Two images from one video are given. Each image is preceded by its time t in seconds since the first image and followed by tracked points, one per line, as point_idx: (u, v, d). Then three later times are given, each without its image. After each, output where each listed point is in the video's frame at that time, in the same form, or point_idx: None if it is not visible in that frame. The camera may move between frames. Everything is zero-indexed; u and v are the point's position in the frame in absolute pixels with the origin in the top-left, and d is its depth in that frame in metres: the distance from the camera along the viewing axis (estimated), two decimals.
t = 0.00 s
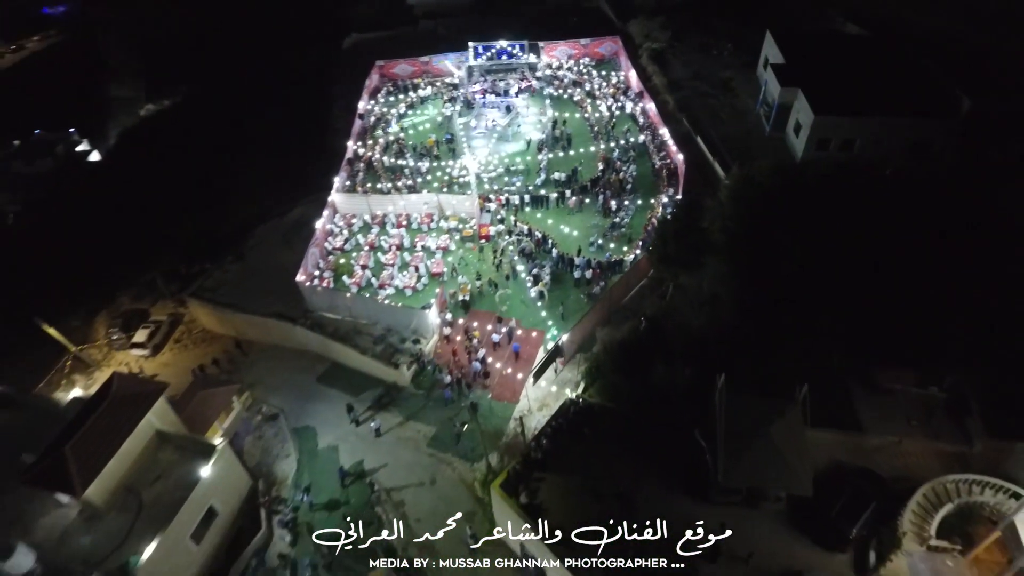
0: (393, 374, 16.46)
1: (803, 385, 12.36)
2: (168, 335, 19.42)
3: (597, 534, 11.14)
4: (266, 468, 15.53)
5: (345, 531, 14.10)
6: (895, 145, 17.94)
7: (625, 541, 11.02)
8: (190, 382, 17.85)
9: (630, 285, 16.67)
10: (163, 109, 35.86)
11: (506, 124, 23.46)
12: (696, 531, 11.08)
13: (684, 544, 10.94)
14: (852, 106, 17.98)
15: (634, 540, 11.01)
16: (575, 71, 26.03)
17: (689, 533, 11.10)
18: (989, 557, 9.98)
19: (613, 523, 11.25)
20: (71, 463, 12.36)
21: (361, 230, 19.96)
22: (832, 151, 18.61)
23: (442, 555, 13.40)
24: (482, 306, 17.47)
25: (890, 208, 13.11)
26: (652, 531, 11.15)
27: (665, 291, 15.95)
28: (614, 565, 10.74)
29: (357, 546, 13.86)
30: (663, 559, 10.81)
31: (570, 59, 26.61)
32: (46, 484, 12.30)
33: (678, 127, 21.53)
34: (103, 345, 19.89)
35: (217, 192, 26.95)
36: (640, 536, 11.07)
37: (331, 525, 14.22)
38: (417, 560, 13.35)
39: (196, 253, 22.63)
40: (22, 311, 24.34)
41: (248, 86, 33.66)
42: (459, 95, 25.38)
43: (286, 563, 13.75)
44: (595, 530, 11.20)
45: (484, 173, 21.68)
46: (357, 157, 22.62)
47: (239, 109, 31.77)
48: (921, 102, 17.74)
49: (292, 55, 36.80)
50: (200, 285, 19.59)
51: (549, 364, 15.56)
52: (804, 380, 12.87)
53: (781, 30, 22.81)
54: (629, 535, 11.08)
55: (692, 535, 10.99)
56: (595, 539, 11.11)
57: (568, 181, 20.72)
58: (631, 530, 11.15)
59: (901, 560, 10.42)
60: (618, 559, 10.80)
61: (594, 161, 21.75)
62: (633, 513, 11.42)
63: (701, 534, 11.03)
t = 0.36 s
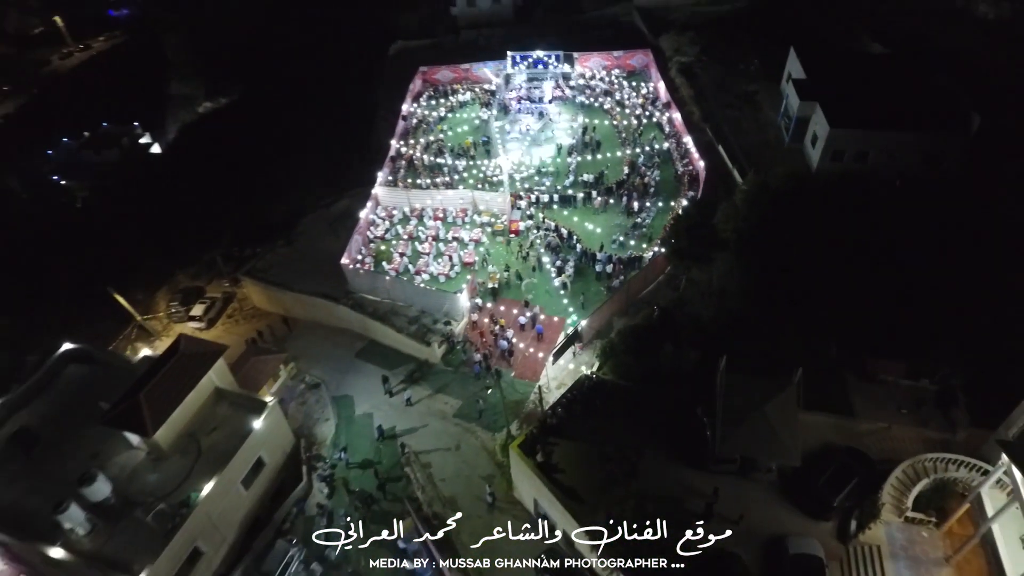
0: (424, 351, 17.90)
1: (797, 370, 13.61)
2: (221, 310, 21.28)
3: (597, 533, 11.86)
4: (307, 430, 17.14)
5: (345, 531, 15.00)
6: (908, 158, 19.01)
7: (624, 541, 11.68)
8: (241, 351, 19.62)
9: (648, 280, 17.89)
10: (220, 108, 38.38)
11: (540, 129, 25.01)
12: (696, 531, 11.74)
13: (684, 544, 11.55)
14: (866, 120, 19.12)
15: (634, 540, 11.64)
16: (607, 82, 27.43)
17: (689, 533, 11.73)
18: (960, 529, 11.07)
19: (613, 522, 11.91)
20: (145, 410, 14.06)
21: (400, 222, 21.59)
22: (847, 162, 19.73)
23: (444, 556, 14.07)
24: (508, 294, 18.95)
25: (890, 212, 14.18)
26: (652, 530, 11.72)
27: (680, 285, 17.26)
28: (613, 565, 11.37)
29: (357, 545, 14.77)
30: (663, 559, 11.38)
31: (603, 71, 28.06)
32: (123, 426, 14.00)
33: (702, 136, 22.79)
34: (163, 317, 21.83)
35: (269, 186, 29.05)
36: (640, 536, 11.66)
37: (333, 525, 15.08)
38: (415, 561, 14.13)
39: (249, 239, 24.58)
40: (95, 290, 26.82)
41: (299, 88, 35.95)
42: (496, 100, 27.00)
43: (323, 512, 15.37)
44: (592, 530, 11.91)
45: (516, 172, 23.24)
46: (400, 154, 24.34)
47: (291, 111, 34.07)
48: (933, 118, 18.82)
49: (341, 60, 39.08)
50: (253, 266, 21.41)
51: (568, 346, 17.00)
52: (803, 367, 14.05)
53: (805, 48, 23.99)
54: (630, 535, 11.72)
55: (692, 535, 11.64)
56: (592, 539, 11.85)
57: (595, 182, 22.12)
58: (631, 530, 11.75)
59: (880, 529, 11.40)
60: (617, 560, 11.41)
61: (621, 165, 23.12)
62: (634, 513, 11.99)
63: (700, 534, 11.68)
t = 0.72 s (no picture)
0: (451, 352, 19.23)
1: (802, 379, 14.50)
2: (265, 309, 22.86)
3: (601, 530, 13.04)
4: (341, 420, 18.48)
5: (345, 531, 16.07)
6: (918, 187, 19.93)
7: (625, 541, 12.55)
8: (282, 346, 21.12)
9: (663, 293, 19.04)
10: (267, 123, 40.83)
11: (567, 149, 26.45)
12: (696, 533, 12.54)
13: (684, 545, 12.38)
14: (879, 150, 20.10)
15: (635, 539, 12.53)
16: (634, 107, 28.75)
17: (689, 534, 12.53)
18: (946, 528, 11.80)
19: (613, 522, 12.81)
20: (199, 391, 15.34)
21: (433, 232, 23.04)
22: (859, 189, 20.75)
23: (443, 557, 15.16)
24: (532, 302, 20.22)
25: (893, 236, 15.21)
26: (652, 531, 12.55)
27: (694, 298, 18.31)
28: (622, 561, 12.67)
29: (356, 546, 15.88)
30: (663, 559, 12.25)
31: (630, 96, 29.27)
32: (179, 405, 15.32)
33: (721, 160, 23.92)
34: (210, 313, 23.35)
35: (310, 197, 30.90)
36: (641, 537, 12.52)
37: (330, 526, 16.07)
38: (416, 561, 15.37)
39: (291, 246, 26.32)
40: (149, 290, 29.00)
41: (341, 107, 38.13)
42: (526, 122, 28.56)
43: (353, 495, 16.76)
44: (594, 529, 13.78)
45: (543, 190, 24.61)
46: (434, 170, 25.90)
47: (334, 129, 36.17)
48: (943, 150, 19.77)
49: (381, 81, 41.29)
50: (295, 269, 22.96)
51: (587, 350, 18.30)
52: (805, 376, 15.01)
53: (825, 79, 25.07)
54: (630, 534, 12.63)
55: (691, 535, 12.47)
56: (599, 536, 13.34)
57: (618, 200, 23.38)
58: (632, 531, 12.63)
59: (871, 527, 12.20)
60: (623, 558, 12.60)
61: (643, 185, 24.35)
62: (635, 514, 12.81)
63: (700, 536, 12.49)
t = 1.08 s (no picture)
0: (471, 363, 20.33)
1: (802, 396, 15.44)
2: (295, 319, 24.15)
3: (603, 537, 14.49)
4: (366, 425, 19.61)
5: (345, 531, 17.13)
6: (925, 217, 20.74)
7: (625, 540, 13.44)
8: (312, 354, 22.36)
9: (673, 312, 19.95)
10: (300, 143, 42.87)
11: (586, 174, 27.68)
12: (696, 532, 13.49)
13: (684, 545, 13.28)
14: (885, 181, 21.00)
15: (635, 539, 13.42)
16: (651, 134, 29.92)
17: (689, 533, 13.48)
18: (935, 539, 12.52)
19: (613, 523, 13.67)
20: (238, 392, 16.40)
21: (457, 250, 24.26)
22: (865, 218, 21.64)
23: (443, 557, 16.34)
24: (549, 318, 21.26)
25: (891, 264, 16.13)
26: (652, 530, 13.49)
27: (703, 318, 19.26)
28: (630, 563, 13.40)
29: (356, 545, 16.87)
30: (664, 559, 13.10)
31: (648, 124, 30.47)
32: (220, 404, 16.43)
33: (734, 187, 25.01)
34: (245, 322, 24.70)
35: (340, 214, 32.48)
36: (640, 536, 13.43)
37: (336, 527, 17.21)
38: (415, 561, 16.35)
39: (321, 260, 27.78)
40: (186, 299, 30.61)
41: (372, 130, 40.01)
42: (547, 147, 29.87)
43: (376, 495, 17.82)
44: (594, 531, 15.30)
45: (562, 212, 25.76)
46: (459, 191, 27.25)
47: (364, 150, 37.95)
48: (948, 183, 20.63)
49: (410, 105, 43.21)
50: (326, 282, 24.28)
51: (599, 364, 19.47)
52: (806, 394, 15.87)
53: (836, 111, 26.06)
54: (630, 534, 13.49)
55: (691, 535, 13.40)
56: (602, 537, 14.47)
57: (633, 224, 24.51)
58: (632, 531, 13.51)
59: (864, 535, 13.00)
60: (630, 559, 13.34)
61: (658, 209, 25.44)
62: (636, 515, 13.75)
63: (700, 534, 13.43)
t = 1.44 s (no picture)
0: (485, 382, 21.26)
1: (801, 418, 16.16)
2: (318, 336, 25.25)
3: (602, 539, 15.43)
4: (384, 438, 20.51)
5: (345, 532, 17.83)
6: (923, 247, 21.51)
7: (625, 541, 14.53)
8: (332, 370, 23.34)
9: (679, 335, 20.57)
10: (323, 166, 44.46)
11: (598, 200, 28.74)
12: (697, 532, 14.54)
13: (684, 544, 14.31)
14: (885, 212, 21.86)
15: (636, 539, 14.46)
16: (662, 163, 31.05)
17: (689, 533, 14.53)
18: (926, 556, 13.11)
19: (613, 523, 14.86)
20: (266, 402, 17.33)
21: (472, 272, 25.26)
22: (867, 247, 22.43)
23: (443, 557, 17.44)
24: (560, 339, 22.15)
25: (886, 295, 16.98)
26: (652, 530, 14.62)
27: (707, 341, 20.10)
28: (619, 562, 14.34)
29: (355, 545, 17.73)
30: (664, 559, 14.05)
31: (658, 153, 31.67)
32: (248, 415, 17.34)
33: (740, 215, 25.97)
34: (269, 338, 25.77)
35: (361, 235, 33.88)
36: (640, 536, 14.54)
37: (333, 527, 17.80)
38: (416, 561, 17.37)
39: (342, 280, 29.00)
40: (211, 314, 31.89)
41: (393, 156, 41.68)
42: (561, 174, 31.00)
43: (393, 506, 18.67)
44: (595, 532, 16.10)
45: (574, 237, 26.75)
46: (475, 215, 28.38)
47: (385, 176, 39.62)
48: (946, 216, 21.48)
49: (429, 131, 44.78)
50: (347, 301, 25.40)
51: (607, 385, 20.24)
52: (806, 415, 16.55)
53: (839, 144, 27.08)
54: (629, 534, 14.63)
55: (691, 535, 14.43)
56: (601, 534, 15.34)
57: (643, 250, 25.47)
58: (632, 531, 14.66)
59: (857, 552, 13.63)
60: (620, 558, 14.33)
61: (667, 236, 26.40)
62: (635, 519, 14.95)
63: (700, 534, 14.46)
